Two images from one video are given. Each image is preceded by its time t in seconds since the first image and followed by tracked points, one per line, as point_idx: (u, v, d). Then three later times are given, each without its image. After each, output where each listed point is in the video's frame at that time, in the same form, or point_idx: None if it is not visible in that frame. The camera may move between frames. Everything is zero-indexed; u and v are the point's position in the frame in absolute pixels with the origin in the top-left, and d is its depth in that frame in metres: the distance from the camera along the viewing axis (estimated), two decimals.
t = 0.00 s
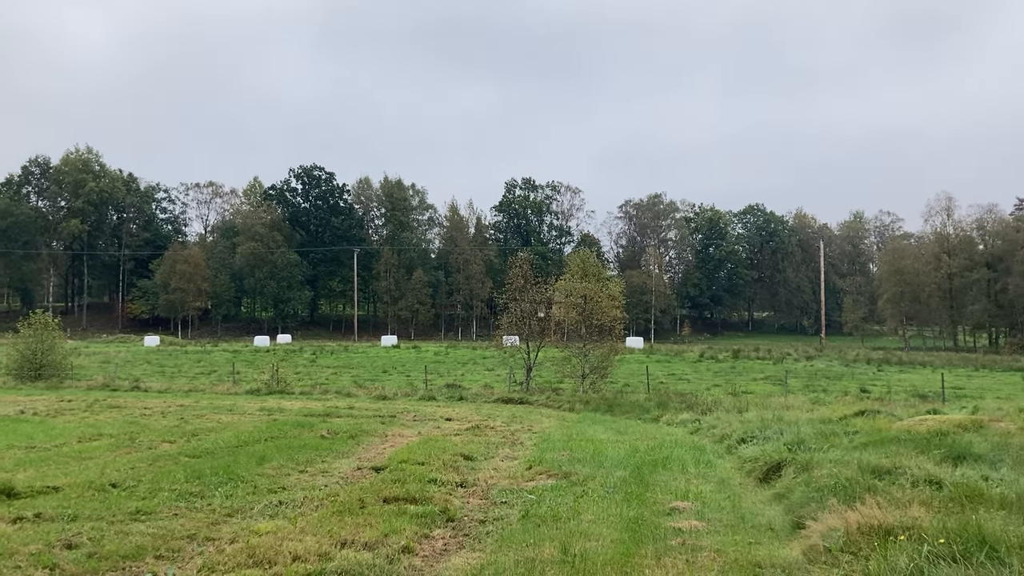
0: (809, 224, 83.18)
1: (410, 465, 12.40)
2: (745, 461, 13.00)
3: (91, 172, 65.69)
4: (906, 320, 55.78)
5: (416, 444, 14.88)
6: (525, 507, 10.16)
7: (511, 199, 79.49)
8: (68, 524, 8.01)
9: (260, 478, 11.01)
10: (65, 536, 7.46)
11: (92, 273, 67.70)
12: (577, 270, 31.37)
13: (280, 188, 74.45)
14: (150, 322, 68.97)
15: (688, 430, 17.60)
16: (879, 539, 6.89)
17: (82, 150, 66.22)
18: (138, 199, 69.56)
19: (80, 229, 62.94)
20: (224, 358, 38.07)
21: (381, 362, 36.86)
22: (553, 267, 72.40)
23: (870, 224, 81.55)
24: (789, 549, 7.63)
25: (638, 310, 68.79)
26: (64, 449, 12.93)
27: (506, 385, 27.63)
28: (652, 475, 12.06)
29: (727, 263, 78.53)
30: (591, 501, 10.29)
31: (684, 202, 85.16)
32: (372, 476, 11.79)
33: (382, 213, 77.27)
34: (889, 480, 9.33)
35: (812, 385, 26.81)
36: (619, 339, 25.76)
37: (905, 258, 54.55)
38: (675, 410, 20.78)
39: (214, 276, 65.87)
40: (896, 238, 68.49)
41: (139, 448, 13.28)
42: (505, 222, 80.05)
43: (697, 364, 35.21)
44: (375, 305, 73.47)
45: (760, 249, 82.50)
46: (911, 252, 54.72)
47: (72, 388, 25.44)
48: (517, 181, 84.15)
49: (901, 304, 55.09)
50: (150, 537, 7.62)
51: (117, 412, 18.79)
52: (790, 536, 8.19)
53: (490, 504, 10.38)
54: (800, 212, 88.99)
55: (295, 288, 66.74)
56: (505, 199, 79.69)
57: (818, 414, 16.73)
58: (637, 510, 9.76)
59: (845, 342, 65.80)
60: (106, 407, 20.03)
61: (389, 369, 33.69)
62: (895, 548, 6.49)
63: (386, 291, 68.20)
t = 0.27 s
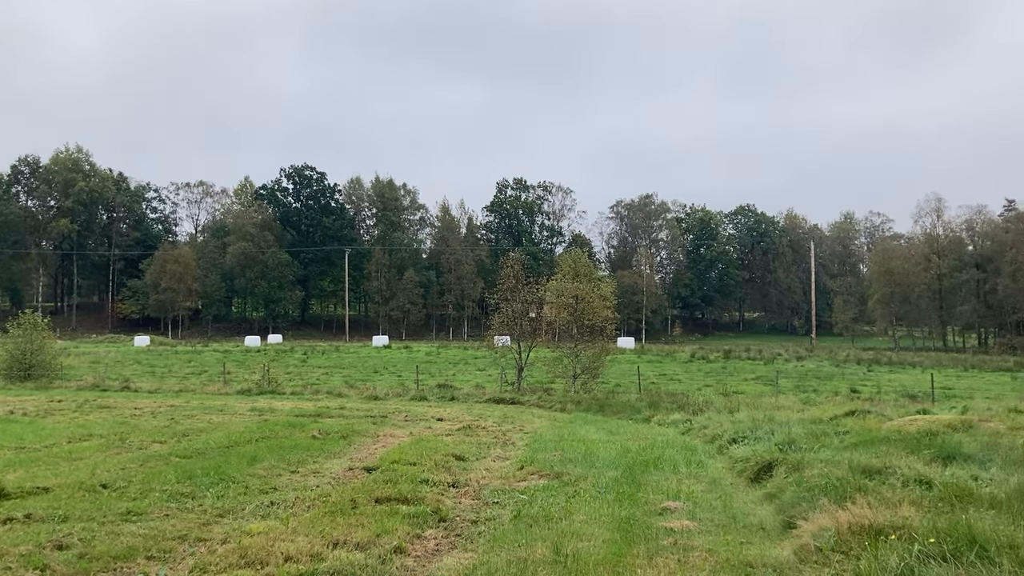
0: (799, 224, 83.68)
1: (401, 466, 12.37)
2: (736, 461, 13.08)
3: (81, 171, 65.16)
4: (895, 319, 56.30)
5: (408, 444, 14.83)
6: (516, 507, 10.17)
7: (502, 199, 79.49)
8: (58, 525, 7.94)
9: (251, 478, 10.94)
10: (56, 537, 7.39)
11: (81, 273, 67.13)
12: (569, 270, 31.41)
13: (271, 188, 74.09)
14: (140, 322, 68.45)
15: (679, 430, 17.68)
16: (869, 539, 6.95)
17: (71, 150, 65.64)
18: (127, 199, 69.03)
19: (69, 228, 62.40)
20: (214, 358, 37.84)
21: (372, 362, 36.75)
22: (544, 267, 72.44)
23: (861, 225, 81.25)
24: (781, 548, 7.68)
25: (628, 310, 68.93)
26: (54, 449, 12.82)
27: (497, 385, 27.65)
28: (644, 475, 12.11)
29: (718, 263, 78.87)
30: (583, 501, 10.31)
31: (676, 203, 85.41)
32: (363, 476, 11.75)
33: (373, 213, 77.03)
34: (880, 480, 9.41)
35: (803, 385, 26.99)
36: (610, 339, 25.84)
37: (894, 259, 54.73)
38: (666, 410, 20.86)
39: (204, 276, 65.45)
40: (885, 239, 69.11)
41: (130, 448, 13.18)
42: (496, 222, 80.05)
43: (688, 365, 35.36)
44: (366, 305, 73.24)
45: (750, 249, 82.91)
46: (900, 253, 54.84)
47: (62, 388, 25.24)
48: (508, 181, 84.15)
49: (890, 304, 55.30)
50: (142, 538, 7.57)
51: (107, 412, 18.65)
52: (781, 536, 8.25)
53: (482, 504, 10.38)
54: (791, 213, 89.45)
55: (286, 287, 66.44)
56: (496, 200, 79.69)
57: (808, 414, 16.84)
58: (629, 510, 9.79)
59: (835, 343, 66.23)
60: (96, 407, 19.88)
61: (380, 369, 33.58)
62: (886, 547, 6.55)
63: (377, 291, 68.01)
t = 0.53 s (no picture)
0: (794, 224, 84.07)
1: (397, 466, 12.36)
2: (731, 461, 13.11)
3: (76, 171, 64.92)
4: (890, 320, 56.53)
5: (403, 444, 14.82)
6: (512, 507, 10.17)
7: (497, 199, 79.51)
8: (53, 525, 7.90)
9: (246, 478, 10.90)
10: (50, 537, 7.35)
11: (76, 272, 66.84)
12: (565, 270, 31.39)
13: (266, 188, 73.88)
14: (135, 322, 68.15)
15: (674, 430, 17.71)
16: (864, 539, 6.98)
17: (66, 149, 65.34)
18: (122, 198, 68.76)
19: (64, 228, 62.13)
20: (209, 357, 37.73)
21: (367, 362, 36.69)
22: (539, 267, 72.45)
23: (855, 224, 82.44)
24: (776, 548, 7.71)
25: (624, 310, 69.03)
26: (48, 449, 12.76)
27: (492, 385, 27.66)
28: (640, 475, 12.13)
29: (713, 263, 79.05)
30: (579, 501, 10.31)
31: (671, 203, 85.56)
32: (359, 476, 11.73)
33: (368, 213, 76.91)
34: (875, 480, 9.46)
35: (798, 385, 27.11)
36: (606, 339, 25.84)
37: (888, 259, 55.03)
38: (661, 410, 20.90)
39: (199, 275, 65.23)
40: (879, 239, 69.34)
41: (125, 448, 13.13)
42: (492, 222, 80.05)
43: (683, 364, 35.46)
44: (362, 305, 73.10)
45: (745, 249, 83.14)
46: (894, 253, 55.19)
47: (56, 388, 25.12)
48: (503, 181, 84.15)
49: (885, 304, 55.65)
50: (136, 538, 7.54)
51: (102, 412, 18.56)
52: (777, 536, 8.27)
53: (478, 504, 10.37)
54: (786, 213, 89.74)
55: (282, 287, 66.28)
56: (492, 200, 79.70)
57: (803, 414, 16.89)
58: (625, 510, 9.81)
59: (830, 343, 66.49)
60: (91, 407, 19.78)
61: (375, 369, 33.54)
62: (881, 547, 6.58)
63: (373, 291, 67.89)
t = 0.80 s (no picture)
0: (793, 224, 84.24)
1: (396, 465, 12.38)
2: (730, 460, 13.12)
3: (74, 170, 64.87)
4: (888, 319, 56.17)
5: (402, 443, 14.83)
6: (511, 506, 10.18)
7: (496, 198, 79.50)
8: (52, 524, 7.90)
9: (245, 477, 10.90)
10: (50, 536, 7.34)
11: (74, 271, 66.74)
12: (564, 269, 31.35)
13: (264, 187, 73.80)
14: (133, 321, 68.05)
15: (673, 430, 17.72)
16: (863, 538, 6.99)
17: (64, 148, 65.25)
18: (121, 197, 68.69)
19: (62, 227, 62.02)
20: (208, 357, 37.70)
21: (366, 362, 36.68)
22: (538, 267, 72.42)
23: (853, 224, 82.63)
24: (775, 547, 7.73)
25: (622, 309, 69.04)
26: (48, 448, 12.75)
27: (491, 384, 27.69)
28: (639, 474, 12.14)
29: (712, 262, 79.05)
30: (577, 500, 10.32)
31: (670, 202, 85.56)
32: (357, 475, 11.74)
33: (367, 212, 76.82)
34: (874, 479, 9.47)
35: (796, 384, 27.16)
36: (605, 338, 25.83)
37: (887, 258, 55.16)
38: (659, 409, 20.91)
39: (198, 275, 65.14)
40: (878, 238, 69.39)
41: (124, 448, 13.11)
42: (490, 221, 80.03)
43: (682, 364, 35.51)
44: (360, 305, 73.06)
45: (744, 248, 83.19)
46: (892, 252, 55.40)
47: (54, 387, 25.07)
48: (502, 180, 84.14)
49: (883, 304, 55.71)
50: (136, 537, 7.54)
51: (101, 412, 18.53)
52: (776, 535, 8.28)
53: (476, 503, 10.38)
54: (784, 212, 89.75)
55: (280, 286, 66.21)
56: (490, 199, 79.68)
57: (802, 413, 16.92)
58: (624, 509, 9.82)
59: (828, 342, 66.61)
60: (89, 406, 19.74)
61: (374, 369, 33.54)
62: (880, 546, 6.59)
63: (371, 290, 67.86)
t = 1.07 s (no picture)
0: (794, 222, 84.43)
1: (396, 463, 12.38)
2: (731, 458, 13.12)
3: (74, 168, 64.89)
4: (889, 317, 56.52)
5: (403, 441, 14.82)
6: (512, 504, 10.18)
7: (497, 196, 79.47)
8: (53, 522, 7.90)
9: (246, 475, 10.90)
10: (50, 534, 7.34)
11: (75, 270, 66.76)
12: (564, 267, 31.33)
13: (264, 185, 73.74)
14: (133, 320, 68.06)
15: (674, 427, 17.72)
16: (864, 536, 6.98)
17: (64, 146, 65.24)
18: (121, 195, 68.70)
19: (62, 225, 62.03)
20: (208, 355, 37.72)
21: (366, 360, 36.70)
22: (539, 265, 72.40)
23: (854, 222, 82.73)
24: (776, 545, 7.72)
25: (623, 307, 69.03)
26: (48, 447, 12.75)
27: (492, 382, 27.70)
28: (639, 472, 12.14)
29: (712, 260, 79.02)
30: (578, 498, 10.31)
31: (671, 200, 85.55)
32: (358, 473, 11.73)
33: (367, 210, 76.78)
34: (874, 476, 9.47)
35: (797, 382, 27.19)
36: (605, 336, 25.83)
37: (888, 256, 55.23)
38: (660, 407, 20.92)
39: (198, 273, 65.14)
40: (879, 236, 69.36)
41: (124, 446, 13.12)
42: (491, 219, 80.00)
43: (682, 362, 35.51)
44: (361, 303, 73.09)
45: (745, 246, 83.16)
46: (894, 250, 55.48)
47: (55, 386, 25.08)
48: (502, 179, 84.16)
49: (884, 301, 55.77)
50: (136, 536, 7.53)
51: (101, 410, 18.54)
52: (776, 533, 8.28)
53: (477, 501, 10.38)
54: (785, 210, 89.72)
55: (281, 284, 66.21)
56: (491, 197, 79.67)
57: (803, 411, 16.93)
58: (624, 507, 9.82)
59: (829, 339, 66.62)
60: (90, 405, 19.76)
61: (375, 367, 33.56)
62: (881, 543, 6.58)
63: (372, 288, 67.86)
